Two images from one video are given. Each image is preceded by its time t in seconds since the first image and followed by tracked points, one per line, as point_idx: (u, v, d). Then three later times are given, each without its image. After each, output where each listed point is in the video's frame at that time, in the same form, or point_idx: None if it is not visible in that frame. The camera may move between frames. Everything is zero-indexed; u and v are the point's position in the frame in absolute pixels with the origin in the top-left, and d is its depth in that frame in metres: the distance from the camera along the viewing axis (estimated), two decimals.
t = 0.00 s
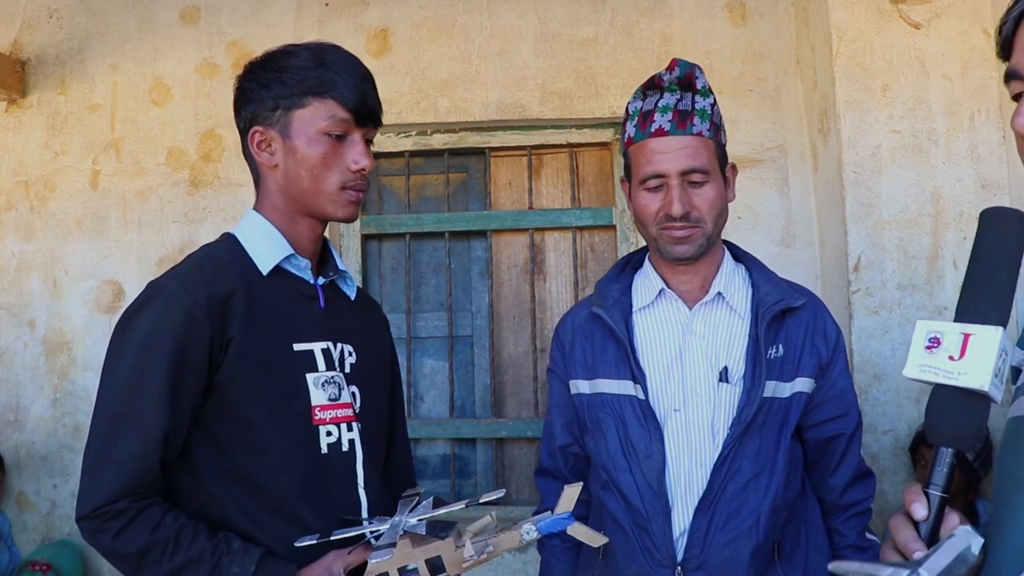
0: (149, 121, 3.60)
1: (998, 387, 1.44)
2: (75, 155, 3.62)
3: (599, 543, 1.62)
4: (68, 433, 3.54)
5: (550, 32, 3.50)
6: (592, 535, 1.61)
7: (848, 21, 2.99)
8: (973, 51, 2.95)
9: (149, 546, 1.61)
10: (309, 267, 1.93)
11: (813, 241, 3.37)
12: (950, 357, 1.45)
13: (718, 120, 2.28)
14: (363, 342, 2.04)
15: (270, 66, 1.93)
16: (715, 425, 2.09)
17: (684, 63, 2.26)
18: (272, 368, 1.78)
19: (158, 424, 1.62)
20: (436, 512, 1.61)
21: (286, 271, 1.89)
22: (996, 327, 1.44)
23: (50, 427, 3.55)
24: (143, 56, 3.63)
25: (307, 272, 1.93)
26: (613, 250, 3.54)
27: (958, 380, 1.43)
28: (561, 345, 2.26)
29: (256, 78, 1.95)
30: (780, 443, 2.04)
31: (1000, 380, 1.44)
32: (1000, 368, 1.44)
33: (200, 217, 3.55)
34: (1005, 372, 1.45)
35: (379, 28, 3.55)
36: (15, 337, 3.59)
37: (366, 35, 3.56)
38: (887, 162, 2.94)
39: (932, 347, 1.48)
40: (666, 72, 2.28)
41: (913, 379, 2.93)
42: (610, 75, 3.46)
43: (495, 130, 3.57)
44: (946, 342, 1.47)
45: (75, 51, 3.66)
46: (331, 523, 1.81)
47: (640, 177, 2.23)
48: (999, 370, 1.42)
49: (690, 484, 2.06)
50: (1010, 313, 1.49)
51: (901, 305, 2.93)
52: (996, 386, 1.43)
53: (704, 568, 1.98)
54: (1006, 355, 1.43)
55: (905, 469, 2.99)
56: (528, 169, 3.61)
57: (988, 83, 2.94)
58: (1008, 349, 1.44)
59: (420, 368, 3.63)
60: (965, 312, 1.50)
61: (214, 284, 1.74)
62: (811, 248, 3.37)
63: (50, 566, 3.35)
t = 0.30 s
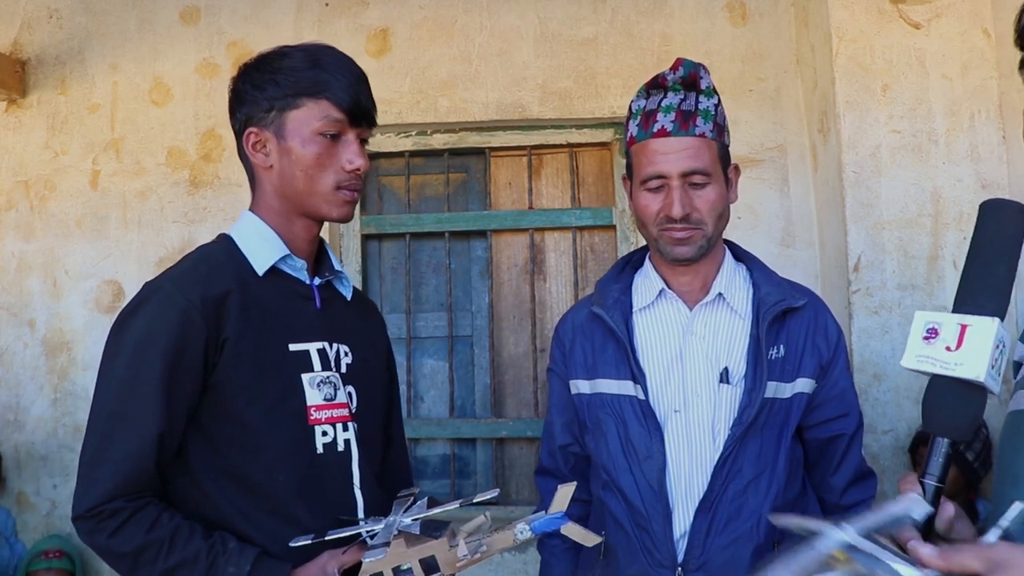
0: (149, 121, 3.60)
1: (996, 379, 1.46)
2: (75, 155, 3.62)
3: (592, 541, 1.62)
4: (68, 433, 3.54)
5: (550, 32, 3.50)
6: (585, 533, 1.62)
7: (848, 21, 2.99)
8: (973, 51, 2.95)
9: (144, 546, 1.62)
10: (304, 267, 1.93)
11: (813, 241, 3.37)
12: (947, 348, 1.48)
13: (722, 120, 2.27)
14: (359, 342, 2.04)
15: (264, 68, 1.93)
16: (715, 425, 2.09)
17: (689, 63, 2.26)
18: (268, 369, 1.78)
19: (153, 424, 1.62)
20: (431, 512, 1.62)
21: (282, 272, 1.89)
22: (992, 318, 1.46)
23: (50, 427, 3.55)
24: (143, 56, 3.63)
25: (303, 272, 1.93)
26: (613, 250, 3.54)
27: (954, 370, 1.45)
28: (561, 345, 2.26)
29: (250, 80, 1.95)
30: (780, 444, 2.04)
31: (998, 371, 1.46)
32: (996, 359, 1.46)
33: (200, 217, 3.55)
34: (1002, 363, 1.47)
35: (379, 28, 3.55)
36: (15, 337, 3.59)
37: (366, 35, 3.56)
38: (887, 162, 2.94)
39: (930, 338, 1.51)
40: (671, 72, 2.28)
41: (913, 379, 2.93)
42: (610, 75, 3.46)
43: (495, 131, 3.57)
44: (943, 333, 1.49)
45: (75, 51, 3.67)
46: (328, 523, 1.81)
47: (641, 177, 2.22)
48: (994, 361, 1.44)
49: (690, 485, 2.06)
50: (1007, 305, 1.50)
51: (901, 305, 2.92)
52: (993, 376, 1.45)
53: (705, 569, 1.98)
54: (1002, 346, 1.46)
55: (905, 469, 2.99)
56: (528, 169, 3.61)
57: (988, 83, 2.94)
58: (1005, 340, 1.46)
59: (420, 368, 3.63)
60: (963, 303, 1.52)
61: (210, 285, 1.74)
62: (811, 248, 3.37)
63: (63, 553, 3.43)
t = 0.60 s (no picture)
0: (149, 121, 3.60)
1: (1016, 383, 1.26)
2: (75, 155, 3.62)
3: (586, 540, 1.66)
4: (68, 433, 3.54)
5: (550, 32, 3.50)
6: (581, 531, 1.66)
7: (848, 21, 2.98)
8: (973, 51, 2.95)
9: (142, 545, 1.62)
10: (300, 267, 1.93)
11: (813, 241, 3.37)
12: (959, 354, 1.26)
13: (724, 121, 2.27)
14: (355, 341, 2.04)
15: (259, 68, 1.93)
16: (717, 424, 2.09)
17: (691, 64, 2.26)
18: (265, 368, 1.78)
19: (150, 424, 1.62)
20: (428, 510, 1.61)
21: (278, 271, 1.89)
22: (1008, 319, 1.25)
23: (50, 427, 3.56)
24: (143, 56, 3.63)
25: (298, 272, 1.92)
26: (613, 250, 3.54)
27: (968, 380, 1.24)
28: (562, 345, 2.26)
29: (244, 81, 1.95)
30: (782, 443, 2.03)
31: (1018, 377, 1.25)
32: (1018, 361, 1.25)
33: (200, 217, 3.55)
34: None
35: (379, 28, 3.55)
36: (15, 337, 3.60)
37: (366, 34, 3.55)
38: (887, 162, 2.94)
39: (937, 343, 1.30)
40: (673, 73, 2.28)
41: (913, 380, 2.93)
42: (610, 75, 3.46)
43: (495, 130, 3.57)
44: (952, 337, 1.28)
45: (75, 51, 3.67)
46: (325, 522, 1.81)
47: (643, 178, 2.22)
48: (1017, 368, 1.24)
49: (692, 484, 2.05)
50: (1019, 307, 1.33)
51: (901, 305, 2.92)
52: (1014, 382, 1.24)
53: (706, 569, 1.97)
54: None
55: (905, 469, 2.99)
56: (528, 169, 3.61)
57: (988, 83, 2.94)
58: None
59: (420, 368, 3.63)
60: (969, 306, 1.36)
61: (208, 284, 1.74)
62: (811, 248, 3.37)
63: (65, 548, 3.46)
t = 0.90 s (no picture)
0: (149, 121, 3.61)
1: None
2: (75, 155, 3.62)
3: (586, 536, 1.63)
4: (68, 433, 3.55)
5: (550, 32, 3.50)
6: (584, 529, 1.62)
7: (848, 21, 2.98)
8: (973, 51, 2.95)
9: (142, 545, 1.62)
10: (298, 266, 1.93)
11: (813, 241, 3.36)
12: (995, 376, 1.05)
13: (726, 121, 2.27)
14: (354, 341, 2.04)
15: (255, 69, 1.93)
16: (719, 424, 2.08)
17: (694, 65, 2.27)
18: (264, 368, 1.78)
19: (150, 423, 1.62)
20: (429, 507, 1.61)
21: (276, 271, 1.89)
22: None
23: (50, 427, 3.56)
24: (143, 56, 3.63)
25: (297, 271, 1.93)
26: (613, 250, 3.54)
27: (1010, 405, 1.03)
28: (566, 344, 2.27)
29: (241, 81, 1.95)
30: (783, 443, 2.03)
31: None
32: None
33: (200, 217, 3.55)
34: None
35: (379, 28, 3.55)
36: (15, 337, 3.60)
37: (366, 34, 3.55)
38: (887, 162, 2.94)
39: (967, 363, 1.07)
40: (675, 74, 2.28)
41: (913, 380, 2.93)
42: (610, 75, 3.46)
43: (495, 130, 3.57)
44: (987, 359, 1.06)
45: (75, 51, 3.67)
46: (325, 522, 1.81)
47: (646, 179, 2.23)
48: None
49: (693, 483, 2.05)
50: None
51: (901, 305, 2.92)
52: None
53: (707, 568, 1.97)
54: None
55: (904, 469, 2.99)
56: (528, 169, 3.61)
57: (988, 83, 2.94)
58: None
59: (420, 368, 3.63)
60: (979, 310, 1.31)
61: (207, 283, 1.74)
62: (811, 248, 3.37)
63: (61, 548, 3.46)
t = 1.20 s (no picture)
0: (149, 121, 3.61)
1: None
2: (75, 155, 3.62)
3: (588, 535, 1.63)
4: (68, 433, 3.54)
5: (550, 32, 3.50)
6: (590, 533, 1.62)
7: (848, 21, 2.98)
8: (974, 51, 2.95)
9: (142, 545, 1.62)
10: (298, 266, 1.93)
11: (813, 241, 3.36)
12: (1003, 376, 0.99)
13: (727, 120, 2.27)
14: (354, 340, 2.04)
15: (254, 69, 1.93)
16: (720, 424, 2.08)
17: (695, 65, 2.27)
18: (265, 368, 1.78)
19: (150, 423, 1.62)
20: (430, 507, 1.60)
21: (276, 270, 1.89)
22: None
23: (50, 427, 3.56)
24: (143, 56, 3.63)
25: (297, 271, 1.93)
26: (613, 250, 3.54)
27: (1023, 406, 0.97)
28: (567, 344, 2.27)
29: (240, 81, 1.95)
30: (784, 443, 2.03)
31: None
32: None
33: (200, 217, 3.55)
34: None
35: (379, 28, 3.55)
36: (15, 337, 3.60)
37: (366, 35, 3.55)
38: (887, 162, 2.94)
39: (974, 364, 1.01)
40: (677, 73, 2.28)
41: (913, 380, 2.93)
42: (610, 75, 3.46)
43: (495, 130, 3.57)
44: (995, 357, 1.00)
45: (75, 51, 3.67)
46: (325, 522, 1.81)
47: (647, 177, 2.23)
48: None
49: (693, 483, 2.05)
50: None
51: (901, 305, 2.92)
52: None
53: (708, 568, 1.97)
54: None
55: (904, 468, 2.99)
56: (528, 169, 3.61)
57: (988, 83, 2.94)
58: None
59: (420, 368, 3.63)
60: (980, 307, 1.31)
61: (206, 283, 1.74)
62: (811, 248, 3.37)
63: (70, 551, 3.47)
